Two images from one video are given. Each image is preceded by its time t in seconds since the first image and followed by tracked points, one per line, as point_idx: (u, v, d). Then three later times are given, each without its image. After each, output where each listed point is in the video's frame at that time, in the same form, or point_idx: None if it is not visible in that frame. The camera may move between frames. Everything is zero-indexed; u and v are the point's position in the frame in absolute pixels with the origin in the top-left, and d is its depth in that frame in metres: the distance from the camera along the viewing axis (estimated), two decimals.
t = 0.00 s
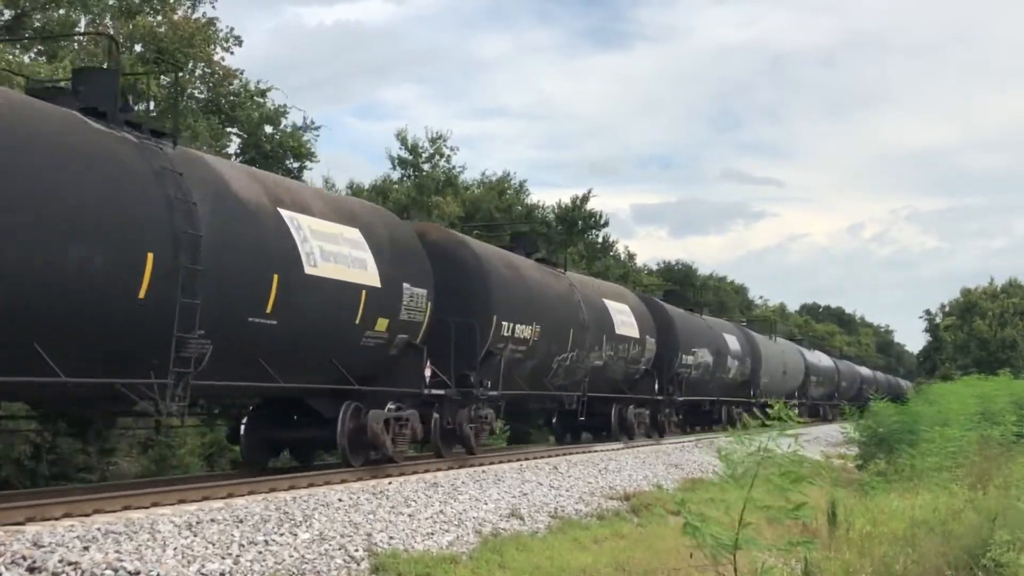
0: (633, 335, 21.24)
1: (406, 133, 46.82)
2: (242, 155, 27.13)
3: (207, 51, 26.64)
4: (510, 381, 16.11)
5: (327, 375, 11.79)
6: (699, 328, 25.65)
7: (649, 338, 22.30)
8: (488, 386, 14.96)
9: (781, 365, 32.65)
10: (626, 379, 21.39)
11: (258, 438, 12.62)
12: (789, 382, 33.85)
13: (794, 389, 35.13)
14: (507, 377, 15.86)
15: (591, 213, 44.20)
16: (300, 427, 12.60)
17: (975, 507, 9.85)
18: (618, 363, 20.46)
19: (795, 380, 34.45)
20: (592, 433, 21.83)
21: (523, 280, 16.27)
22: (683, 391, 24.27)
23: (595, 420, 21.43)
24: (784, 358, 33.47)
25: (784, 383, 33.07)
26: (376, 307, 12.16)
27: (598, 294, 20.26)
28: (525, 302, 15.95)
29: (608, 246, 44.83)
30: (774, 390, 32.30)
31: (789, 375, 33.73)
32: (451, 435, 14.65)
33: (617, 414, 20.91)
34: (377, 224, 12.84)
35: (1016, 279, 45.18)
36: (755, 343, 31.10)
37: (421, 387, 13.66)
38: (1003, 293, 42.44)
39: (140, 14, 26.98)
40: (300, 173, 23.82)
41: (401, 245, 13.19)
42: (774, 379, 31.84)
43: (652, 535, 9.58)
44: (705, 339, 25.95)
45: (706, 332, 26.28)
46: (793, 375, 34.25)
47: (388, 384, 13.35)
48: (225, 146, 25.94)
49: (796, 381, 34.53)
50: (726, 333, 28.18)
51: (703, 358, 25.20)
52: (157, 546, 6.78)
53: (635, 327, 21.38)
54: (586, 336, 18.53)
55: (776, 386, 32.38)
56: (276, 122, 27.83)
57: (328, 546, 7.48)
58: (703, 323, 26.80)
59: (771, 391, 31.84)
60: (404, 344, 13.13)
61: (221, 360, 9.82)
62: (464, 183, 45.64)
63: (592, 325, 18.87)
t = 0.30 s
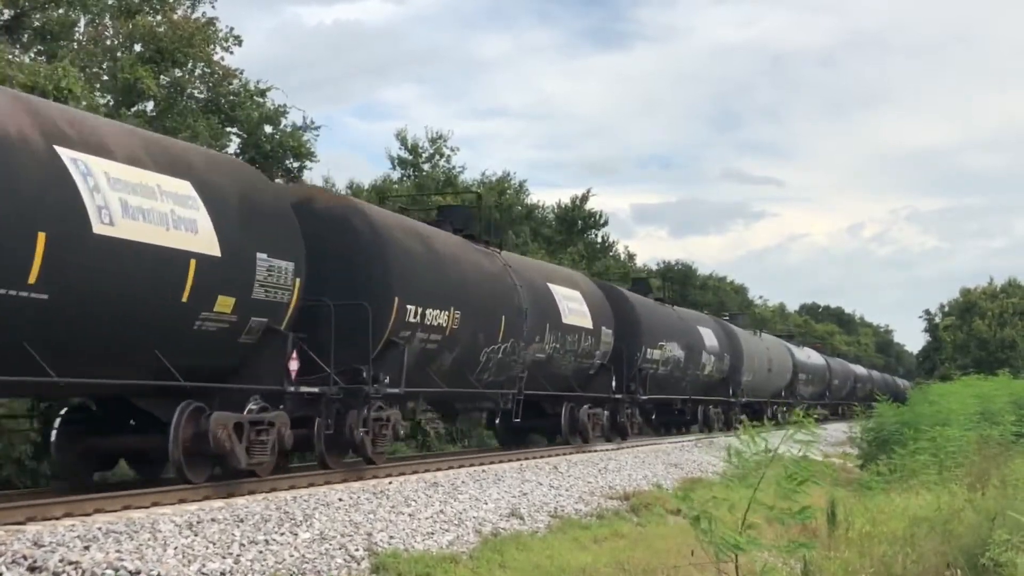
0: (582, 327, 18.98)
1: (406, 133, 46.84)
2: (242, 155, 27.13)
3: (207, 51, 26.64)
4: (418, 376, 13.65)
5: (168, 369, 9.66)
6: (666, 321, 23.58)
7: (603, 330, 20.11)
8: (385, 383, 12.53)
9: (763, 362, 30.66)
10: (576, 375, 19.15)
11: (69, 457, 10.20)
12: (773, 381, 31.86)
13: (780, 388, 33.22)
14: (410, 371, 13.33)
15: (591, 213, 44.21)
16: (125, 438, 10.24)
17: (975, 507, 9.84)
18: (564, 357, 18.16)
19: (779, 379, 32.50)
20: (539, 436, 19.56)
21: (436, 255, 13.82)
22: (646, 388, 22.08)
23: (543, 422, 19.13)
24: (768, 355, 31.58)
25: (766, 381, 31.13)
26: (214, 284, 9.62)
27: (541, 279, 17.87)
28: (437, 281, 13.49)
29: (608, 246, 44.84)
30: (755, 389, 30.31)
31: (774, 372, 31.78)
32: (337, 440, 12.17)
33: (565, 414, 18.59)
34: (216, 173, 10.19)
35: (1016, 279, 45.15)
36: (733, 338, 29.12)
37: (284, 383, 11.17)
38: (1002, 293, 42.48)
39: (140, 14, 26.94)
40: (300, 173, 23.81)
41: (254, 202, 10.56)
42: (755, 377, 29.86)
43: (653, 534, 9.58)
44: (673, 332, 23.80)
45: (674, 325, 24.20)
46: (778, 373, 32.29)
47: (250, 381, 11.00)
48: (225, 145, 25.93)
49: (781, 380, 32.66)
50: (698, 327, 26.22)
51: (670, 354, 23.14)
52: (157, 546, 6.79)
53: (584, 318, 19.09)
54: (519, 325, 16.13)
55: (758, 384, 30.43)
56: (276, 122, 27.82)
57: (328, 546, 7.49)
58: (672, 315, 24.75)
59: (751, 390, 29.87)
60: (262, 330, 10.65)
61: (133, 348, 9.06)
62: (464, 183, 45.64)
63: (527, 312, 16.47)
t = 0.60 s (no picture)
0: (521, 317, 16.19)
1: (406, 133, 46.85)
2: (242, 155, 27.12)
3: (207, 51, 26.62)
4: (284, 374, 11.06)
5: None
6: (631, 311, 20.94)
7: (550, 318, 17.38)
8: (228, 379, 9.86)
9: (744, 359, 28.39)
10: (514, 371, 16.44)
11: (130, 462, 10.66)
12: (756, 379, 29.62)
13: (765, 387, 31.05)
14: (261, 366, 10.56)
15: (592, 213, 44.20)
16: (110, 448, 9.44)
17: (976, 507, 9.83)
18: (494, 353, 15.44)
19: (761, 377, 30.28)
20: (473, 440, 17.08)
21: (315, 228, 11.06)
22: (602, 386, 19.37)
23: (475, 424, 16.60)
24: (751, 352, 29.43)
25: (747, 379, 28.91)
26: (46, 290, 7.95)
27: (467, 257, 15.07)
28: (300, 252, 10.62)
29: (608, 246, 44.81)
30: (736, 389, 28.01)
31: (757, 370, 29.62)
32: (164, 449, 9.59)
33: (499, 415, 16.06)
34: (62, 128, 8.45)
35: (1017, 279, 45.15)
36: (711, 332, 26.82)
37: (56, 376, 8.28)
38: (1003, 293, 42.45)
39: (140, 13, 26.91)
40: (300, 173, 23.79)
41: (22, 137, 7.71)
42: (735, 375, 27.61)
43: (653, 534, 9.57)
44: (638, 323, 21.13)
45: (641, 316, 21.62)
46: (760, 372, 30.04)
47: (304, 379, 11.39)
48: (225, 145, 25.92)
49: (765, 378, 30.60)
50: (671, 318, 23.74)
51: (634, 348, 20.54)
52: (157, 546, 6.78)
53: (521, 306, 16.21)
54: (427, 310, 13.24)
55: (738, 382, 28.23)
56: (276, 121, 27.79)
57: (328, 546, 7.48)
58: (638, 304, 22.21)
59: (731, 388, 27.63)
60: (26, 308, 7.78)
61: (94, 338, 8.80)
62: (464, 183, 45.59)
63: (441, 294, 13.61)
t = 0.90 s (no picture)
0: (433, 302, 13.80)
1: (406, 133, 46.87)
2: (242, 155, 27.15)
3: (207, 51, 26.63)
4: (73, 362, 8.78)
5: None
6: (583, 300, 18.75)
7: (474, 302, 15.06)
8: None
9: (719, 354, 26.34)
10: (424, 364, 14.04)
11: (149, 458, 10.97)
12: (733, 376, 27.63)
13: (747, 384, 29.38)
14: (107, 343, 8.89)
15: (592, 213, 44.21)
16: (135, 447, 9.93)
17: (975, 506, 9.82)
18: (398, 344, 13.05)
19: (739, 375, 28.25)
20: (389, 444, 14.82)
21: (115, 169, 8.80)
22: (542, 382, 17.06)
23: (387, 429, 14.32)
24: (729, 347, 27.52)
25: (722, 377, 26.89)
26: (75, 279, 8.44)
27: (360, 227, 12.70)
28: (66, 194, 8.11)
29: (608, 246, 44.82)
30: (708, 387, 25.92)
31: (736, 367, 27.62)
32: None
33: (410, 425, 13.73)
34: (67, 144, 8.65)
35: (1016, 279, 45.15)
36: (681, 325, 24.72)
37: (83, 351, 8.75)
38: (1002, 293, 42.44)
39: (140, 13, 26.93)
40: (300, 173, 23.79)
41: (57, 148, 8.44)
42: (710, 372, 25.54)
43: (653, 534, 9.56)
44: (590, 313, 18.90)
45: (597, 306, 19.46)
46: (738, 369, 28.02)
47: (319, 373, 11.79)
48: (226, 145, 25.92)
49: (745, 376, 28.71)
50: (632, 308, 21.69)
51: (585, 340, 18.32)
52: (157, 546, 6.78)
53: (430, 286, 13.76)
54: (291, 286, 10.81)
55: (714, 380, 26.24)
56: (276, 122, 27.80)
57: (328, 546, 7.48)
58: (595, 292, 20.06)
59: (705, 386, 25.61)
60: None
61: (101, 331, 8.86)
62: (464, 183, 45.58)
63: (313, 268, 11.18)
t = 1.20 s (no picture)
0: (308, 280, 10.85)
1: (406, 133, 46.92)
2: (242, 155, 27.18)
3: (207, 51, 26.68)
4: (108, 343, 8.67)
5: None
6: (514, 283, 16.15)
7: (365, 281, 12.08)
8: None
9: (690, 348, 24.53)
10: (298, 358, 11.15)
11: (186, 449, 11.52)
12: (708, 373, 25.91)
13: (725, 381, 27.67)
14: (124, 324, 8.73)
15: (592, 213, 44.23)
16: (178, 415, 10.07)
17: (976, 506, 9.80)
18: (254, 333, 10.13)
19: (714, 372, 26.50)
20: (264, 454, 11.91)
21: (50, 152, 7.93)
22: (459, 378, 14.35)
23: (257, 435, 11.32)
24: (704, 340, 25.85)
25: (697, 373, 25.15)
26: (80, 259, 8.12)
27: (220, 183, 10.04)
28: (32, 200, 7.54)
29: (608, 245, 44.81)
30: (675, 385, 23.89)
31: (711, 362, 26.02)
32: None
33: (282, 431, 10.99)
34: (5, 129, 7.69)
35: (1016, 279, 45.16)
36: (644, 316, 22.81)
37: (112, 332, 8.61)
38: (1002, 293, 42.43)
39: (140, 13, 26.93)
40: (300, 173, 23.79)
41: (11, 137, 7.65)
42: (681, 367, 23.76)
43: (653, 534, 9.55)
44: (523, 298, 16.34)
45: (535, 290, 17.04)
46: (713, 367, 26.29)
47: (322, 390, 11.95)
48: (226, 145, 25.94)
49: (723, 373, 27.13)
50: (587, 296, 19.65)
51: (516, 329, 15.81)
52: (157, 546, 6.77)
53: (300, 257, 10.75)
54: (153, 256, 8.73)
55: (685, 375, 24.42)
56: (276, 121, 27.81)
57: (328, 546, 7.47)
58: (537, 275, 17.72)
59: (675, 382, 23.73)
60: None
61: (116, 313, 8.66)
62: (464, 182, 45.58)
63: (105, 225, 8.15)
